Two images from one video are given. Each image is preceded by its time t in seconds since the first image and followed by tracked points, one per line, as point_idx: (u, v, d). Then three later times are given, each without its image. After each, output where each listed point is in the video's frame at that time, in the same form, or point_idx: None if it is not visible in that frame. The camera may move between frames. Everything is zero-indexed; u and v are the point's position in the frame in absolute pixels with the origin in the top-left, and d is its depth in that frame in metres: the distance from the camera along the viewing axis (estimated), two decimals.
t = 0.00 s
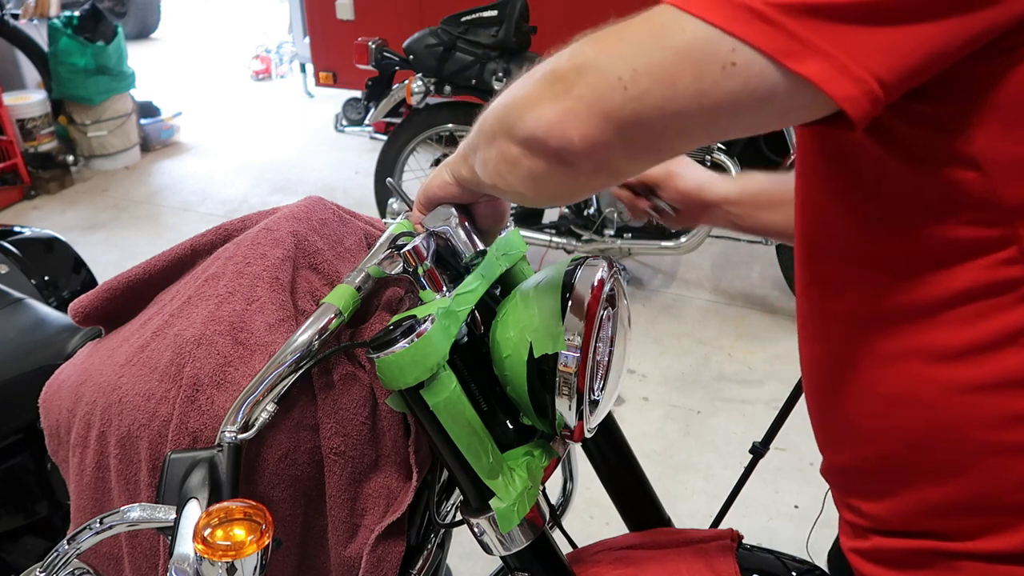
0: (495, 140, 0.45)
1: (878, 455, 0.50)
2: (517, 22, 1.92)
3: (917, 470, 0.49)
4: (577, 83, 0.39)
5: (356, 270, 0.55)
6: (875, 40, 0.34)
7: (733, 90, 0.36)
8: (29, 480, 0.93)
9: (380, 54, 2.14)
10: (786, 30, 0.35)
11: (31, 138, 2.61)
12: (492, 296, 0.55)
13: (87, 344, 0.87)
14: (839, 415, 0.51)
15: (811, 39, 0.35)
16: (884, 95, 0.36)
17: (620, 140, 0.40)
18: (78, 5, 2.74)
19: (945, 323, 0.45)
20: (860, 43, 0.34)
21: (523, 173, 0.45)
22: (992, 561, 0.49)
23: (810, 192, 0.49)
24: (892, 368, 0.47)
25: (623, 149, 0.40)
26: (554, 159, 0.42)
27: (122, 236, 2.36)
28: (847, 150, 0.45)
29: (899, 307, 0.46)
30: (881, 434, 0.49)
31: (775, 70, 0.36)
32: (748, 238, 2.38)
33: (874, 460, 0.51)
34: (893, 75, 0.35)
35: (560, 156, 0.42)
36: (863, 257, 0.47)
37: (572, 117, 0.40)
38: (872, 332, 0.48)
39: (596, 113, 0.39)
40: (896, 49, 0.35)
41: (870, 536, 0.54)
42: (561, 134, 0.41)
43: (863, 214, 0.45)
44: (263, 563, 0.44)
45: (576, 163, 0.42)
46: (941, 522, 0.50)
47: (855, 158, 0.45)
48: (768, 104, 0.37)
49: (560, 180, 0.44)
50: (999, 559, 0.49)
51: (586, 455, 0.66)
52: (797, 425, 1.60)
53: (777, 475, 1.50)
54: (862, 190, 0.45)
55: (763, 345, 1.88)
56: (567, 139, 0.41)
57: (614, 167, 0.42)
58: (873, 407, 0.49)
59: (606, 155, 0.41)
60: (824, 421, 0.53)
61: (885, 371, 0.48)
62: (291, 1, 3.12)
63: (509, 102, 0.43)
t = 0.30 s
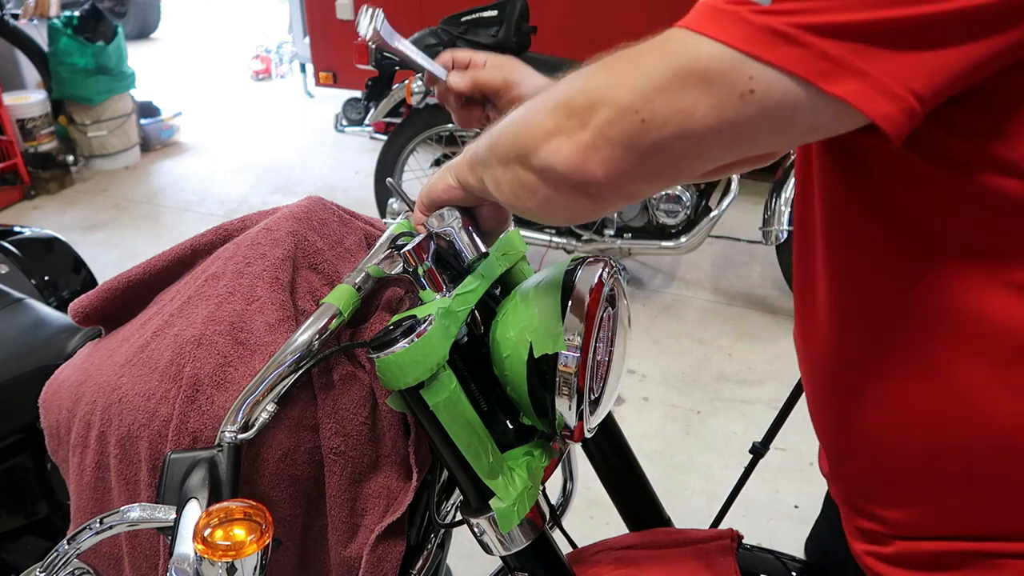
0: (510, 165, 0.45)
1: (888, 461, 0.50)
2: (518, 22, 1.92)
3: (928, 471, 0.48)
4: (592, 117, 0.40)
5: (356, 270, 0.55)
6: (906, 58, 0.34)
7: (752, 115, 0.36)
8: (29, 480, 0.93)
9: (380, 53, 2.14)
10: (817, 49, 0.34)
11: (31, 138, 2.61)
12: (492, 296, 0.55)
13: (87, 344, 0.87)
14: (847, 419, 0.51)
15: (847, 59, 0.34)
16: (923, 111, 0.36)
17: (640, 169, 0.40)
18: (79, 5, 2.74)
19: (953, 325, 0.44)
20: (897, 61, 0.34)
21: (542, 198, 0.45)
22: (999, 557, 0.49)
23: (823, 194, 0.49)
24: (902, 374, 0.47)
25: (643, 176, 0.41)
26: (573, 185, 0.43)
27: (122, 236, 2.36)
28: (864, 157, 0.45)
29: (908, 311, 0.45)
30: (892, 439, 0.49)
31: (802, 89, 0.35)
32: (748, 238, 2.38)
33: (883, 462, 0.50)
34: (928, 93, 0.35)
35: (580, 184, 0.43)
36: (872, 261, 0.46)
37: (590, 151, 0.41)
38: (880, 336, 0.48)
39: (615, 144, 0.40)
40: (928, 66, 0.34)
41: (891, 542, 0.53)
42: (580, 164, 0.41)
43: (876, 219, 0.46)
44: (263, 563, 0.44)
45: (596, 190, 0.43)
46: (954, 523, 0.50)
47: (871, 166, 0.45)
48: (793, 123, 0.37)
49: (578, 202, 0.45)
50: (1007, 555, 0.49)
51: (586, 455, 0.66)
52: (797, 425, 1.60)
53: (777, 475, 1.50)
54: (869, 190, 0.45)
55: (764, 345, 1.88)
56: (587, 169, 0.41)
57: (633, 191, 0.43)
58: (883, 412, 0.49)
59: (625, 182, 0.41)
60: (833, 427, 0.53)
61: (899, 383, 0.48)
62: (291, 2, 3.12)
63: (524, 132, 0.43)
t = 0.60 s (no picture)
0: (491, 188, 0.46)
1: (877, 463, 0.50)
2: (517, 22, 1.92)
3: (914, 472, 0.48)
4: (564, 148, 0.40)
5: (356, 270, 0.55)
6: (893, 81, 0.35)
7: (719, 147, 0.37)
8: (29, 480, 0.93)
9: (380, 54, 2.14)
10: (784, 84, 0.35)
11: (31, 138, 2.61)
12: (493, 296, 0.55)
13: (86, 344, 0.87)
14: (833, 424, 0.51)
15: (812, 95, 0.35)
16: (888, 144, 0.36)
17: (612, 198, 0.41)
18: (79, 5, 2.74)
19: (938, 335, 0.44)
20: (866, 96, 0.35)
21: (519, 221, 0.45)
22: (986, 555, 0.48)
23: (795, 198, 0.49)
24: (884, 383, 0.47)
25: (616, 204, 0.41)
26: (548, 212, 0.43)
27: (123, 236, 2.36)
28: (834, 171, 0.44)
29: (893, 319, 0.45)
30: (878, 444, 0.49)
31: (766, 122, 0.36)
32: (748, 238, 2.38)
33: (869, 463, 0.50)
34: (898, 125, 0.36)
35: (555, 211, 0.43)
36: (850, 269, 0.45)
37: (562, 181, 0.41)
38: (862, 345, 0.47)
39: (587, 174, 0.40)
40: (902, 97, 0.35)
41: (870, 535, 0.53)
42: (553, 192, 0.42)
43: (850, 227, 0.45)
44: (263, 563, 0.44)
45: (570, 218, 0.43)
46: (938, 523, 0.49)
47: (846, 178, 0.44)
48: (762, 152, 0.37)
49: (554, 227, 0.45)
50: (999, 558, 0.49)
51: (586, 455, 0.66)
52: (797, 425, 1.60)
53: (777, 475, 1.50)
54: (842, 204, 0.45)
55: (764, 346, 1.88)
56: (560, 197, 0.42)
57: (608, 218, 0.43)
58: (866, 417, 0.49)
59: (599, 211, 0.42)
60: (817, 429, 0.53)
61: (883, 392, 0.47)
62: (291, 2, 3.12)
63: (501, 158, 0.44)
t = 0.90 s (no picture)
0: (497, 168, 0.45)
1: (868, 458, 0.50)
2: (517, 22, 1.91)
3: (906, 469, 0.48)
4: (569, 123, 0.40)
5: (356, 270, 0.55)
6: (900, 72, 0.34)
7: (720, 124, 0.37)
8: (29, 480, 0.93)
9: (380, 54, 2.14)
10: (786, 62, 0.34)
11: (31, 138, 2.62)
12: (492, 296, 0.55)
13: (86, 344, 0.87)
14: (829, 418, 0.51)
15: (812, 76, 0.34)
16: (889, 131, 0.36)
17: (616, 176, 0.40)
18: (79, 5, 2.74)
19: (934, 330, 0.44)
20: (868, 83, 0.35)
21: (523, 202, 0.45)
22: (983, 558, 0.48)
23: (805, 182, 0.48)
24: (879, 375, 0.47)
25: (620, 182, 0.41)
26: (552, 191, 0.43)
27: (123, 236, 2.36)
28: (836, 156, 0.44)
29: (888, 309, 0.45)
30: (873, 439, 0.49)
31: (765, 99, 0.36)
32: (748, 238, 2.38)
33: (859, 456, 0.50)
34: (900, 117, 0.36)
35: (559, 191, 0.43)
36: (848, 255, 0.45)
37: (566, 156, 0.41)
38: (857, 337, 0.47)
39: (591, 150, 0.40)
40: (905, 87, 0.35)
41: (855, 527, 0.53)
42: (557, 170, 0.41)
43: (852, 221, 0.44)
44: (263, 563, 0.44)
45: (574, 196, 0.42)
46: (925, 518, 0.49)
47: (852, 162, 0.44)
48: (765, 130, 0.37)
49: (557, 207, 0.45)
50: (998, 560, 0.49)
51: (586, 455, 0.66)
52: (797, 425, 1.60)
53: (777, 475, 1.50)
54: (847, 185, 0.44)
55: (764, 345, 1.88)
56: (564, 174, 0.41)
57: (611, 198, 0.42)
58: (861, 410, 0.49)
59: (602, 189, 0.41)
60: (812, 424, 0.53)
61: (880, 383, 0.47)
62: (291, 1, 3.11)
63: (508, 135, 0.44)
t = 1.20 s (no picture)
0: (501, 165, 0.45)
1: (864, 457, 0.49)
2: (517, 22, 1.91)
3: (904, 467, 0.47)
4: (576, 119, 0.40)
5: (356, 270, 0.55)
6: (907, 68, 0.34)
7: (727, 121, 0.36)
8: (29, 480, 0.93)
9: (380, 54, 2.14)
10: (792, 58, 0.34)
11: (31, 138, 2.62)
12: (492, 296, 0.55)
13: (87, 344, 0.87)
14: (829, 417, 0.50)
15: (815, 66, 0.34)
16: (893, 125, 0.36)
17: (623, 173, 0.40)
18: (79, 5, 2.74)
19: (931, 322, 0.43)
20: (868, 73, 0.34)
21: (528, 201, 0.45)
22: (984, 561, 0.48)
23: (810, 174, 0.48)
24: (874, 374, 0.46)
25: (626, 180, 0.40)
26: (558, 190, 0.42)
27: (123, 236, 2.36)
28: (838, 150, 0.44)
29: (886, 304, 0.44)
30: (866, 436, 0.48)
31: (777, 97, 0.35)
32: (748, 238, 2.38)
33: (855, 451, 0.49)
34: (908, 110, 0.36)
35: (564, 189, 0.42)
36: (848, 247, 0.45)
37: (572, 154, 0.40)
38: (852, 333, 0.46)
39: (597, 147, 0.39)
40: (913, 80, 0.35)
41: (855, 522, 0.52)
42: (564, 168, 0.41)
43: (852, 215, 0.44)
44: (263, 563, 0.44)
45: (579, 194, 0.42)
46: (921, 514, 0.48)
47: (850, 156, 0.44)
48: (772, 127, 0.36)
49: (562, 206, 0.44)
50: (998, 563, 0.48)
51: (586, 455, 0.66)
52: (797, 425, 1.60)
53: (777, 475, 1.50)
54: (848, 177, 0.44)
55: (763, 345, 1.88)
56: (569, 172, 0.41)
57: (616, 197, 0.42)
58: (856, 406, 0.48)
59: (607, 187, 0.41)
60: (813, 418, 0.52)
61: (875, 374, 0.46)
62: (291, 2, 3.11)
63: (512, 133, 0.43)
